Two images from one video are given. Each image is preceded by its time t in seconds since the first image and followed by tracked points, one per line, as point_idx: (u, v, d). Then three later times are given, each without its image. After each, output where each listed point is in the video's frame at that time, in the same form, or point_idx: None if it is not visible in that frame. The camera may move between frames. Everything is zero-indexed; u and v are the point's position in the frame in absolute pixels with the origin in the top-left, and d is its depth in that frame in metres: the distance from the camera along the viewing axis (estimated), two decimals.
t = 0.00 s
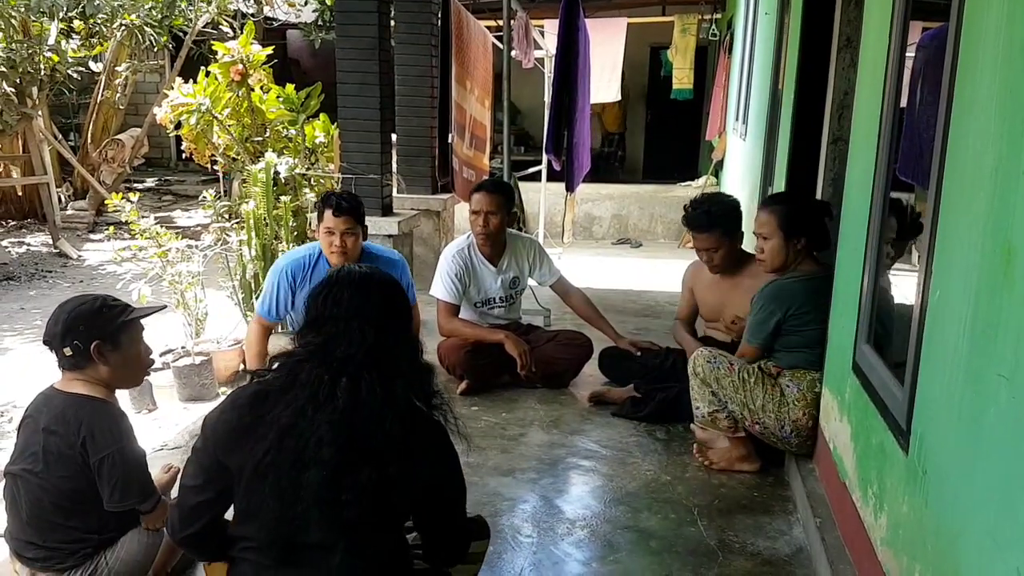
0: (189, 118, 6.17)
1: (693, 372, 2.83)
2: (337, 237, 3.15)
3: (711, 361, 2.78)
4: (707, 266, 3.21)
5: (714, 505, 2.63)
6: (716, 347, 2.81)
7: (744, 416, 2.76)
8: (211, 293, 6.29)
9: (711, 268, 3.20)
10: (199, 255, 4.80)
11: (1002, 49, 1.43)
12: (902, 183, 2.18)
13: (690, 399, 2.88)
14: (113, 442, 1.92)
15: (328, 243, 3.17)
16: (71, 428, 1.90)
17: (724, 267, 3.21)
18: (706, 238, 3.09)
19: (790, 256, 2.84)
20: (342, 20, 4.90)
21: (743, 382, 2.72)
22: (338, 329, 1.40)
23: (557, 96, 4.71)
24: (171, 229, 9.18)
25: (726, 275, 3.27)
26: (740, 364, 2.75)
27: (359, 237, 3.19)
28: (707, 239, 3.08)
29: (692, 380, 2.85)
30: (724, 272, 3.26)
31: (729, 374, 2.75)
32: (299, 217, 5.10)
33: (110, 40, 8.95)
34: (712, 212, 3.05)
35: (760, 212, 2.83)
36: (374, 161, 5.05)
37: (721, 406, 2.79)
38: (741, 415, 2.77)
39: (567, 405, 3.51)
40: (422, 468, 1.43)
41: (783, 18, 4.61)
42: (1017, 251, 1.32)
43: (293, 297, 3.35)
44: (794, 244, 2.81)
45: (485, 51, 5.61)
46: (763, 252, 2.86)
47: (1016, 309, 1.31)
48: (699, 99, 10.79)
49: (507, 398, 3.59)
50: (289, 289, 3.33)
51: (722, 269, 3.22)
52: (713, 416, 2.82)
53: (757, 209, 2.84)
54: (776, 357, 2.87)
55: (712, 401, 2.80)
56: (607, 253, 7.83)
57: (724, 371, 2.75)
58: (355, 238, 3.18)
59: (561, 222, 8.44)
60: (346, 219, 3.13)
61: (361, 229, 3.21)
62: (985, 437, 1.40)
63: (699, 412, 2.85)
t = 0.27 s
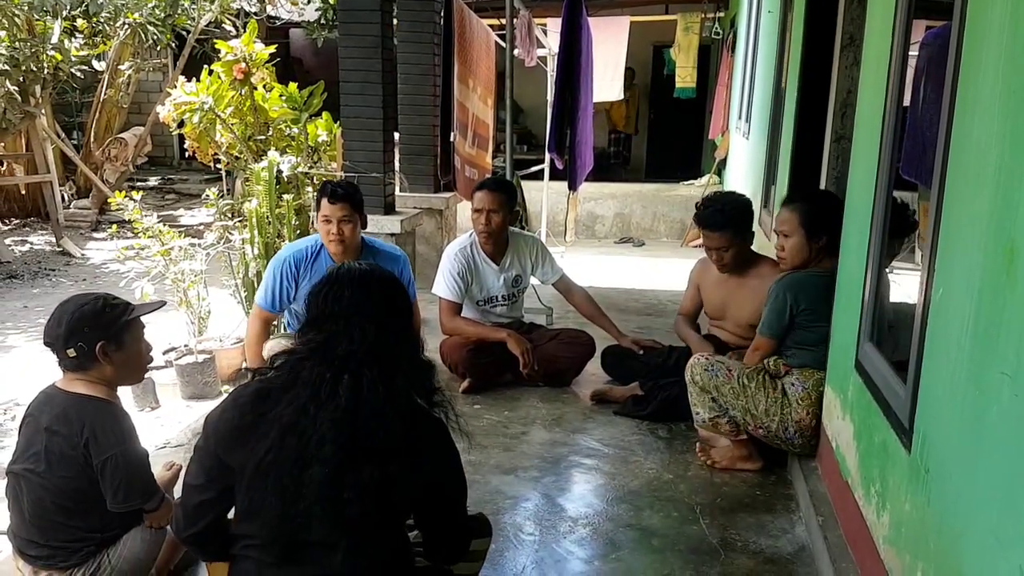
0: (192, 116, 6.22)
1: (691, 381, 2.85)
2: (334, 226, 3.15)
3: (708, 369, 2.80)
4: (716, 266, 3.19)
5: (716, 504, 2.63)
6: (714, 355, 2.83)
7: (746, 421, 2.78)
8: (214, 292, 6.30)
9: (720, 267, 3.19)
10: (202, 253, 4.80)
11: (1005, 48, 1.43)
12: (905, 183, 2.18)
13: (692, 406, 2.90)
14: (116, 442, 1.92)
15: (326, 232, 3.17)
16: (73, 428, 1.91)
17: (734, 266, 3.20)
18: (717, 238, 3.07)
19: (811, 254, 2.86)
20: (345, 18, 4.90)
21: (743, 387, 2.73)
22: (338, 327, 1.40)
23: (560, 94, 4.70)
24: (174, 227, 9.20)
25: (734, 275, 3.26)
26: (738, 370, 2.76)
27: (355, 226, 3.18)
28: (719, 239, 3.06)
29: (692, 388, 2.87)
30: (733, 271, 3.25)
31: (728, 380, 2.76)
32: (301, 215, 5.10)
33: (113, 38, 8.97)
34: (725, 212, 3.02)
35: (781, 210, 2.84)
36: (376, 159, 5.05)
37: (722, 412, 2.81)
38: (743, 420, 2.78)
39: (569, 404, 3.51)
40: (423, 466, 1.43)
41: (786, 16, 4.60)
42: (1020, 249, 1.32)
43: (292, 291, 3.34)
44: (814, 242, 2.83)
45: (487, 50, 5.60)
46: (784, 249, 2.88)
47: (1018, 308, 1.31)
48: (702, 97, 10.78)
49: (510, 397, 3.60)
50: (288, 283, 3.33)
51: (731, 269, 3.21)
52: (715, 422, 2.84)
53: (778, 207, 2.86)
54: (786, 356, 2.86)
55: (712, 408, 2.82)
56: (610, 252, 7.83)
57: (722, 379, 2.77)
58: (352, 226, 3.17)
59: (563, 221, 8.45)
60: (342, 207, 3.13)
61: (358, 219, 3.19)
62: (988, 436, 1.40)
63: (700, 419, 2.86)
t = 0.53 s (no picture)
0: (196, 115, 6.18)
1: (693, 381, 2.85)
2: (321, 226, 3.17)
3: (710, 369, 2.80)
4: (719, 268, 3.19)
5: (718, 505, 2.63)
6: (715, 355, 2.83)
7: (748, 421, 2.77)
8: (218, 290, 6.30)
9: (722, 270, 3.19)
10: (205, 252, 4.81)
11: (1009, 49, 1.43)
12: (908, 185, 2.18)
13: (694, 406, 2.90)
14: (118, 439, 1.93)
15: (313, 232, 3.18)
16: (76, 426, 1.91)
17: (737, 268, 3.20)
18: (720, 242, 3.08)
19: (817, 256, 2.86)
20: (349, 17, 4.90)
21: (745, 387, 2.74)
22: (338, 326, 1.40)
23: (563, 93, 4.70)
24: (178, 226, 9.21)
25: (738, 277, 3.26)
26: (740, 370, 2.76)
27: (341, 225, 3.20)
28: (721, 243, 3.06)
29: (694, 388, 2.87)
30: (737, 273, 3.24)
31: (730, 380, 2.76)
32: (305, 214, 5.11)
33: (118, 37, 8.99)
34: (729, 215, 3.02)
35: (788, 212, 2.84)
36: (380, 158, 5.04)
37: (724, 412, 2.81)
38: (745, 420, 2.78)
39: (572, 404, 3.51)
40: (424, 465, 1.44)
41: (791, 17, 4.61)
42: None
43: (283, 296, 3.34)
44: (821, 244, 2.83)
45: (492, 50, 5.60)
46: (789, 250, 2.88)
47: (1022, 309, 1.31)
48: (706, 98, 10.77)
49: (512, 397, 3.60)
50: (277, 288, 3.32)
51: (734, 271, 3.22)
52: (717, 422, 2.83)
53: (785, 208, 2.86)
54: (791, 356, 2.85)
55: (713, 408, 2.82)
56: (613, 252, 7.83)
57: (724, 379, 2.78)
58: (338, 225, 3.19)
59: (567, 221, 8.45)
60: (328, 207, 3.15)
61: (344, 218, 3.21)
62: (990, 437, 1.39)
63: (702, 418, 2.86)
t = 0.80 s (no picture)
0: (199, 112, 6.21)
1: (695, 380, 2.86)
2: (300, 220, 3.19)
3: (711, 369, 2.81)
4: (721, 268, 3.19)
5: (720, 502, 2.63)
6: (717, 354, 2.83)
7: (750, 420, 2.78)
8: (220, 287, 6.31)
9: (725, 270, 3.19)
10: (208, 249, 4.81)
11: (1013, 47, 1.42)
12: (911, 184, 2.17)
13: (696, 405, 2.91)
14: (122, 432, 1.93)
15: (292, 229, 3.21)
16: (79, 420, 1.92)
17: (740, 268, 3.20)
18: (723, 242, 3.07)
19: (816, 254, 2.85)
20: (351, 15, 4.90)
21: (747, 386, 2.74)
22: (331, 324, 1.40)
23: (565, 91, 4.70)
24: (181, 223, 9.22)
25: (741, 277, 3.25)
26: (741, 369, 2.77)
27: (318, 217, 3.22)
28: (724, 243, 3.06)
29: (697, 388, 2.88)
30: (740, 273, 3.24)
31: (731, 380, 2.77)
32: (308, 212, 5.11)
33: (121, 34, 9.00)
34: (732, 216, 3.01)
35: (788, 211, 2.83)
36: (382, 155, 5.05)
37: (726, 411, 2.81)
38: (747, 419, 2.78)
39: (573, 402, 3.51)
40: (421, 461, 1.44)
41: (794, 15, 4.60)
42: None
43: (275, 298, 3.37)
44: (820, 242, 2.82)
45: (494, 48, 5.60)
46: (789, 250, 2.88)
47: None
48: (709, 96, 10.76)
49: (514, 394, 3.60)
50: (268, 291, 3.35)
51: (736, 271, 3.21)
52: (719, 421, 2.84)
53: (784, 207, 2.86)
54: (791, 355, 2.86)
55: (716, 407, 2.84)
56: (615, 250, 7.83)
57: (725, 378, 2.78)
58: (316, 217, 3.22)
59: (569, 219, 8.45)
60: (304, 201, 3.17)
61: (321, 212, 3.24)
62: (992, 437, 1.39)
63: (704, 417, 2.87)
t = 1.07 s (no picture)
0: (201, 106, 6.21)
1: (697, 376, 2.88)
2: (300, 210, 3.20)
3: (713, 365, 2.83)
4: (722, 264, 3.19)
5: (722, 497, 2.64)
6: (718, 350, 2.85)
7: (751, 417, 2.79)
8: (222, 282, 6.31)
9: (725, 266, 3.19)
10: (210, 244, 4.81)
11: (1016, 40, 1.42)
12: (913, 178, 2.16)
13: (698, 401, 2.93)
14: (126, 418, 1.94)
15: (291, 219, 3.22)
16: (83, 408, 1.92)
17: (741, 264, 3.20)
18: (724, 239, 3.06)
19: (816, 250, 2.85)
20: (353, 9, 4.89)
21: (747, 383, 2.75)
22: (298, 324, 1.39)
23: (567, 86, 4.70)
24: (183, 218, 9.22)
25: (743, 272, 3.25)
26: (743, 366, 2.78)
27: (317, 206, 3.23)
28: (725, 241, 3.05)
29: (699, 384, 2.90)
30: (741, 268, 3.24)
31: (732, 376, 2.78)
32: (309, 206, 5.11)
33: (123, 29, 8.99)
34: (732, 212, 3.01)
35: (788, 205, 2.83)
36: (384, 150, 5.04)
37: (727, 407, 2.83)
38: (748, 416, 2.79)
39: (575, 397, 3.52)
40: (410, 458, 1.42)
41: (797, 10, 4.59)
42: None
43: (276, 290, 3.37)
44: (820, 238, 2.82)
45: (496, 43, 5.59)
46: (789, 244, 2.88)
47: None
48: (712, 92, 10.74)
49: (516, 389, 3.60)
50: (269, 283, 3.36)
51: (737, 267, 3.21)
52: (721, 417, 2.87)
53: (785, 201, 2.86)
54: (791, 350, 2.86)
55: (717, 402, 2.86)
56: (617, 245, 7.82)
57: (725, 374, 2.80)
58: (316, 207, 3.23)
59: (571, 215, 8.44)
60: (302, 191, 3.18)
61: (320, 201, 3.25)
62: (994, 432, 1.39)
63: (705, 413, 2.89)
